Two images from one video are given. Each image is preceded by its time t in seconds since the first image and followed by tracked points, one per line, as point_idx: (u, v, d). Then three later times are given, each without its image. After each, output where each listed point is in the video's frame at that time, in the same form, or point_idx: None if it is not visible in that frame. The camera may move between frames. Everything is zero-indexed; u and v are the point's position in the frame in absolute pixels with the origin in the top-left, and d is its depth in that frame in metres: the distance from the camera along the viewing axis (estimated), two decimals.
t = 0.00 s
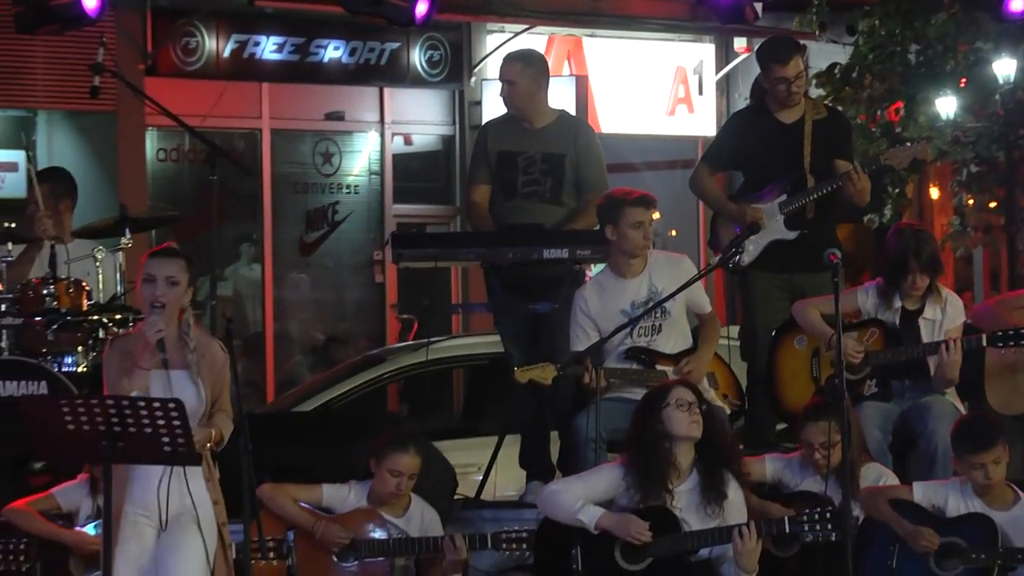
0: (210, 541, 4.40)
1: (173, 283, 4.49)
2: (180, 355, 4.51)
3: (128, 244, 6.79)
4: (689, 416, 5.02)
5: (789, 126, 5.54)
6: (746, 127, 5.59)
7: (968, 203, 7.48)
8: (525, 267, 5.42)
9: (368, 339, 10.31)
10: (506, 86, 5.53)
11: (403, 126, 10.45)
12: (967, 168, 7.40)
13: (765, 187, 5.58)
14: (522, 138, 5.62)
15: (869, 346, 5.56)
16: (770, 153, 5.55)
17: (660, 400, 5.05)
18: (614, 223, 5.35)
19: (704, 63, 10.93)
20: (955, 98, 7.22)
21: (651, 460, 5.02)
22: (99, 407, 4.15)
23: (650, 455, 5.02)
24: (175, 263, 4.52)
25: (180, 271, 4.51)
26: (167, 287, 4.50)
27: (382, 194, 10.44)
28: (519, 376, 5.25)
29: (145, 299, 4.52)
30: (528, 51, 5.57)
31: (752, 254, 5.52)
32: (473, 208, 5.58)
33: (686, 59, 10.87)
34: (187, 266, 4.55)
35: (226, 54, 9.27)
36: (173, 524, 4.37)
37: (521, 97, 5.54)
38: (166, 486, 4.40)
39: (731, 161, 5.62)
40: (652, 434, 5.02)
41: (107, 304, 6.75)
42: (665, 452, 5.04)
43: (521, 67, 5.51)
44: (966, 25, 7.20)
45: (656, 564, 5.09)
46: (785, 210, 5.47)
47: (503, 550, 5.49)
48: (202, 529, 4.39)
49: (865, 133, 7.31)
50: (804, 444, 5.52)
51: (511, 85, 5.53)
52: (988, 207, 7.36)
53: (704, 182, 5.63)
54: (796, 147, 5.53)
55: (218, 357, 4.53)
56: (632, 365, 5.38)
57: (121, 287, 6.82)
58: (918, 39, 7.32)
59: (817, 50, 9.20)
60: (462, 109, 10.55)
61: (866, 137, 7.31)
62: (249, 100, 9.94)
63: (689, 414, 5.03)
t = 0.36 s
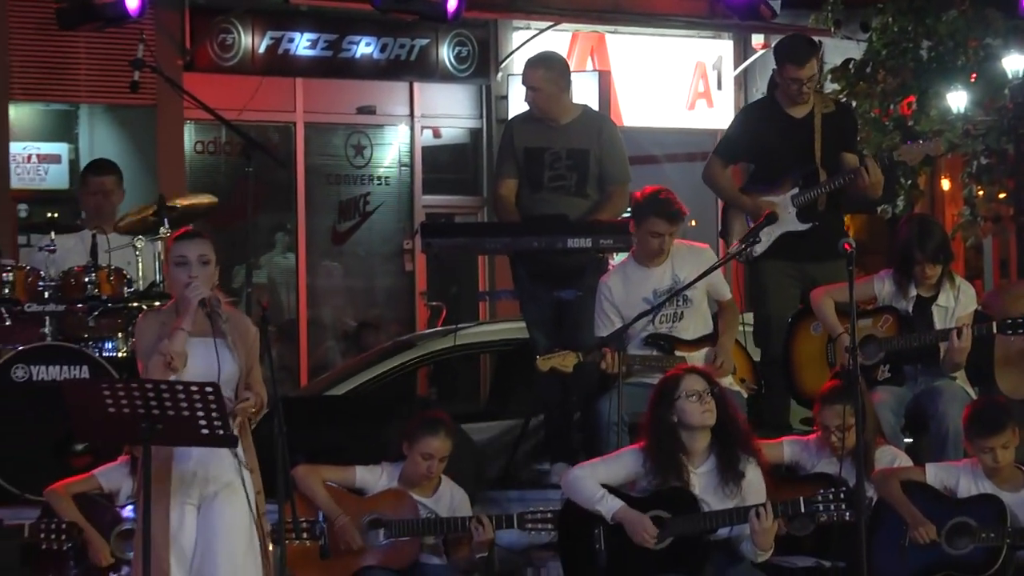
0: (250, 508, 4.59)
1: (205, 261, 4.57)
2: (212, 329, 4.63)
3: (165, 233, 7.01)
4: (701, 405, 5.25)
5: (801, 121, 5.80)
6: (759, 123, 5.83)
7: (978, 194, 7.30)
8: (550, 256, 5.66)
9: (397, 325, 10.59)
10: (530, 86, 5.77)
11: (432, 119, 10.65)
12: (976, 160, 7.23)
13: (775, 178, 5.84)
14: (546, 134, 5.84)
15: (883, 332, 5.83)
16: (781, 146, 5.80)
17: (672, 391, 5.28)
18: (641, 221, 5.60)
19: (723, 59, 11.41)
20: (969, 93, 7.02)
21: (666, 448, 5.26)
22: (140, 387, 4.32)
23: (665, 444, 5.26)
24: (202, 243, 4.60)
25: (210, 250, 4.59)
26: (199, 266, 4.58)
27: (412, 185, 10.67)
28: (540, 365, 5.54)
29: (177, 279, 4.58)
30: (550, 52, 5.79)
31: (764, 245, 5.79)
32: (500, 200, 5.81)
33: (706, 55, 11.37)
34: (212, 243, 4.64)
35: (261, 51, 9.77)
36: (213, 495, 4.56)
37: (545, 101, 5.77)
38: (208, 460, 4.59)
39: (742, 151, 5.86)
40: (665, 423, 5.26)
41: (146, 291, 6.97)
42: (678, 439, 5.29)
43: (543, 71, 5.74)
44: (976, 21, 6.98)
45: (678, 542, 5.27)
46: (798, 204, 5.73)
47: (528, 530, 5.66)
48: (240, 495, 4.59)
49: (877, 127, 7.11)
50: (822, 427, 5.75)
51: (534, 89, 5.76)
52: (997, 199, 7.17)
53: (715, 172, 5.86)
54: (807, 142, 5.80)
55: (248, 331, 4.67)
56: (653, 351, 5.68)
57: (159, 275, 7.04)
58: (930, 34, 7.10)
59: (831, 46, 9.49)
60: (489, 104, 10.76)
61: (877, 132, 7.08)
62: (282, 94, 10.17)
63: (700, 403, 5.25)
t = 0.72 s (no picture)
0: (279, 490, 4.72)
1: (235, 259, 4.65)
2: (241, 321, 4.72)
3: (203, 222, 7.25)
4: (723, 393, 5.45)
5: (808, 122, 6.27)
6: (770, 125, 6.26)
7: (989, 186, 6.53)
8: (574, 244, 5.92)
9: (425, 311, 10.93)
10: (555, 83, 5.98)
11: (460, 114, 11.22)
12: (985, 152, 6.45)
13: (784, 174, 6.31)
14: (569, 128, 6.06)
15: (896, 320, 6.16)
16: (791, 145, 6.27)
17: (696, 378, 5.48)
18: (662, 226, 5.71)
19: (740, 55, 12.11)
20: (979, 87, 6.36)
21: (688, 433, 5.46)
22: (176, 373, 4.39)
23: (687, 428, 5.46)
24: (233, 239, 4.67)
25: (240, 247, 4.67)
26: (229, 263, 4.66)
27: (440, 176, 11.28)
28: (571, 339, 5.86)
29: (207, 275, 4.66)
30: (572, 49, 6.00)
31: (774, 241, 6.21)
32: (525, 190, 6.04)
33: (722, 51, 12.04)
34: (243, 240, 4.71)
35: (295, 47, 10.13)
36: (246, 477, 4.68)
37: (568, 97, 5.99)
38: (239, 443, 4.69)
39: (750, 147, 6.29)
40: (689, 409, 5.45)
41: (183, 278, 7.21)
42: (699, 424, 5.49)
43: (568, 68, 5.96)
44: (986, 18, 6.30)
45: (696, 523, 5.51)
46: (809, 202, 6.23)
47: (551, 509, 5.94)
48: (270, 476, 4.71)
49: (889, 121, 6.51)
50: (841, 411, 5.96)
51: (559, 85, 5.98)
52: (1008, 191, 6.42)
53: (723, 168, 6.24)
54: (816, 142, 6.27)
55: (275, 323, 4.78)
56: (677, 335, 5.97)
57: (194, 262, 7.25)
58: (942, 30, 6.47)
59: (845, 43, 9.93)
60: (513, 97, 11.35)
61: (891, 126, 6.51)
62: (317, 89, 10.73)
63: (723, 392, 5.46)
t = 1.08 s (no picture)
0: (299, 481, 4.84)
1: (261, 262, 4.81)
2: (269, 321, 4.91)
3: (240, 212, 7.52)
4: (750, 378, 5.69)
5: (828, 113, 6.58)
6: (792, 117, 6.57)
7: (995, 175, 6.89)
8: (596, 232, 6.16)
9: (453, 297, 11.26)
10: (581, 75, 6.24)
11: (487, 106, 11.67)
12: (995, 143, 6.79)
13: (805, 166, 6.58)
14: (593, 119, 6.30)
15: (908, 305, 6.40)
16: (811, 137, 6.56)
17: (726, 360, 5.73)
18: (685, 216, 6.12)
19: (758, 49, 12.50)
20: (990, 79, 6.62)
21: (712, 413, 5.70)
22: (214, 356, 4.55)
23: (711, 408, 5.70)
24: (261, 242, 4.83)
25: (268, 251, 4.83)
26: (256, 267, 4.81)
27: (468, 166, 11.68)
28: (595, 325, 6.11)
29: (236, 277, 4.83)
30: (598, 42, 6.26)
31: (795, 229, 6.49)
32: (549, 180, 6.27)
33: (742, 46, 12.47)
34: (271, 242, 4.87)
35: (328, 42, 10.37)
36: (264, 467, 4.81)
37: (594, 87, 6.24)
38: (262, 432, 4.84)
39: (771, 138, 6.58)
40: (714, 389, 5.70)
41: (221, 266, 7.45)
42: (724, 405, 5.73)
43: (594, 60, 6.22)
44: (997, 13, 6.55)
45: (717, 502, 5.68)
46: (830, 192, 6.47)
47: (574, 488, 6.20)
48: (288, 466, 4.83)
49: (903, 114, 6.67)
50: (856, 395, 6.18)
51: (585, 76, 6.23)
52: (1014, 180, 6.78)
53: (746, 157, 6.53)
54: (836, 133, 6.56)
55: (301, 319, 4.95)
56: (697, 319, 6.21)
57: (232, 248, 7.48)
58: (953, 25, 6.65)
59: (861, 37, 10.19)
60: (539, 89, 11.77)
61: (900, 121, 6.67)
62: (351, 83, 11.22)
63: (750, 376, 5.70)
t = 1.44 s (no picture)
0: (320, 471, 5.08)
1: (284, 260, 4.98)
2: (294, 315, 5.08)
3: (268, 202, 7.77)
4: (763, 362, 5.90)
5: (851, 104, 6.84)
6: (818, 108, 6.82)
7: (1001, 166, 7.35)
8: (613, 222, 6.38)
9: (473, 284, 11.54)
10: (599, 71, 6.46)
11: (508, 99, 11.93)
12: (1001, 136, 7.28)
13: (829, 155, 6.82)
14: (609, 113, 6.53)
15: (914, 292, 6.61)
16: (836, 128, 6.80)
17: (741, 344, 5.92)
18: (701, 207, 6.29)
19: (770, 44, 12.72)
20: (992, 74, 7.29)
21: (726, 395, 5.91)
22: (243, 340, 4.73)
23: (726, 390, 5.91)
24: (284, 241, 5.00)
25: (290, 249, 5.00)
26: (279, 265, 4.99)
27: (489, 158, 11.93)
28: (610, 312, 6.29)
29: (260, 274, 5.01)
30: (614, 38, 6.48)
31: (818, 215, 6.74)
32: (567, 171, 6.49)
33: (754, 41, 12.68)
34: (294, 240, 5.04)
35: (353, 38, 10.64)
36: (287, 453, 5.08)
37: (612, 84, 6.46)
38: (285, 424, 5.07)
39: (796, 126, 6.84)
40: (729, 372, 5.91)
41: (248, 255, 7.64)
42: (739, 388, 5.94)
43: (611, 56, 6.44)
44: (1001, 9, 7.28)
45: (730, 484, 5.90)
46: (852, 180, 6.70)
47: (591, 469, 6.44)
48: (311, 456, 5.07)
49: (910, 105, 7.43)
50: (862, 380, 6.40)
51: (603, 72, 6.45)
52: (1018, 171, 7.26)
53: (773, 146, 6.79)
54: (859, 123, 6.80)
55: (324, 311, 5.12)
56: (710, 306, 6.42)
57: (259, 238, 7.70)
58: (960, 22, 7.43)
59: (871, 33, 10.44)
60: (557, 85, 12.03)
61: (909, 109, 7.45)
62: (374, 76, 11.48)
63: (763, 360, 5.90)
